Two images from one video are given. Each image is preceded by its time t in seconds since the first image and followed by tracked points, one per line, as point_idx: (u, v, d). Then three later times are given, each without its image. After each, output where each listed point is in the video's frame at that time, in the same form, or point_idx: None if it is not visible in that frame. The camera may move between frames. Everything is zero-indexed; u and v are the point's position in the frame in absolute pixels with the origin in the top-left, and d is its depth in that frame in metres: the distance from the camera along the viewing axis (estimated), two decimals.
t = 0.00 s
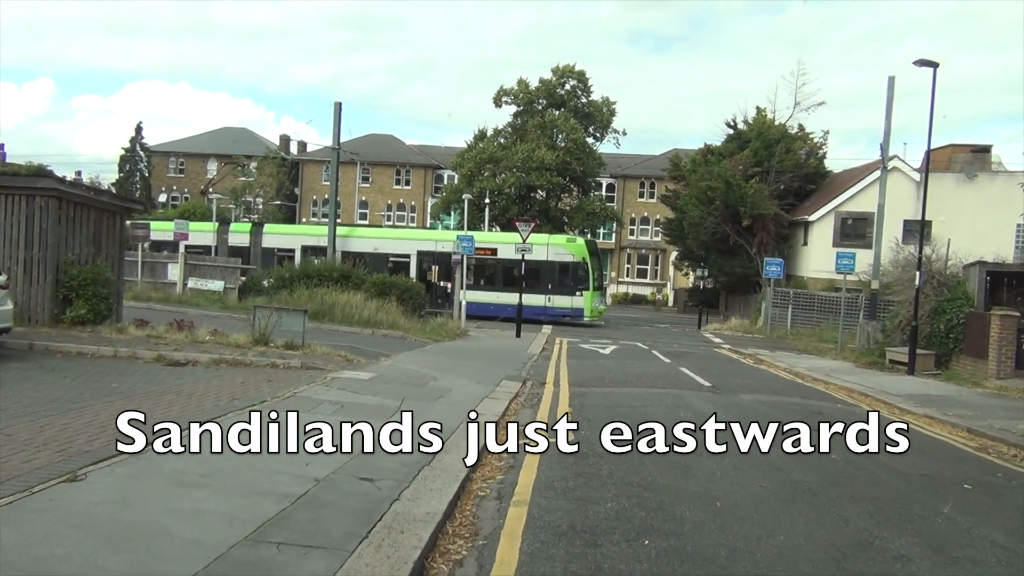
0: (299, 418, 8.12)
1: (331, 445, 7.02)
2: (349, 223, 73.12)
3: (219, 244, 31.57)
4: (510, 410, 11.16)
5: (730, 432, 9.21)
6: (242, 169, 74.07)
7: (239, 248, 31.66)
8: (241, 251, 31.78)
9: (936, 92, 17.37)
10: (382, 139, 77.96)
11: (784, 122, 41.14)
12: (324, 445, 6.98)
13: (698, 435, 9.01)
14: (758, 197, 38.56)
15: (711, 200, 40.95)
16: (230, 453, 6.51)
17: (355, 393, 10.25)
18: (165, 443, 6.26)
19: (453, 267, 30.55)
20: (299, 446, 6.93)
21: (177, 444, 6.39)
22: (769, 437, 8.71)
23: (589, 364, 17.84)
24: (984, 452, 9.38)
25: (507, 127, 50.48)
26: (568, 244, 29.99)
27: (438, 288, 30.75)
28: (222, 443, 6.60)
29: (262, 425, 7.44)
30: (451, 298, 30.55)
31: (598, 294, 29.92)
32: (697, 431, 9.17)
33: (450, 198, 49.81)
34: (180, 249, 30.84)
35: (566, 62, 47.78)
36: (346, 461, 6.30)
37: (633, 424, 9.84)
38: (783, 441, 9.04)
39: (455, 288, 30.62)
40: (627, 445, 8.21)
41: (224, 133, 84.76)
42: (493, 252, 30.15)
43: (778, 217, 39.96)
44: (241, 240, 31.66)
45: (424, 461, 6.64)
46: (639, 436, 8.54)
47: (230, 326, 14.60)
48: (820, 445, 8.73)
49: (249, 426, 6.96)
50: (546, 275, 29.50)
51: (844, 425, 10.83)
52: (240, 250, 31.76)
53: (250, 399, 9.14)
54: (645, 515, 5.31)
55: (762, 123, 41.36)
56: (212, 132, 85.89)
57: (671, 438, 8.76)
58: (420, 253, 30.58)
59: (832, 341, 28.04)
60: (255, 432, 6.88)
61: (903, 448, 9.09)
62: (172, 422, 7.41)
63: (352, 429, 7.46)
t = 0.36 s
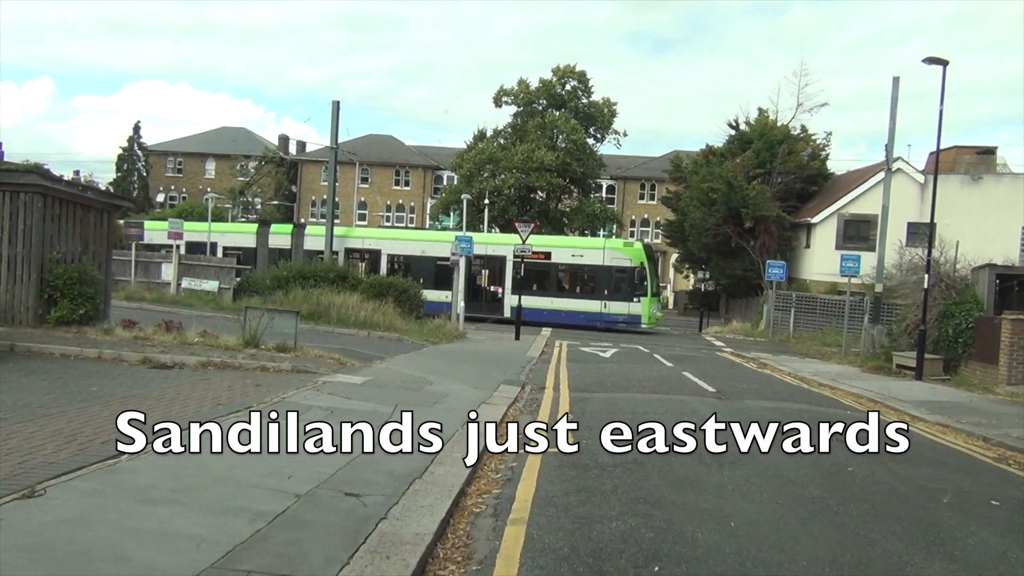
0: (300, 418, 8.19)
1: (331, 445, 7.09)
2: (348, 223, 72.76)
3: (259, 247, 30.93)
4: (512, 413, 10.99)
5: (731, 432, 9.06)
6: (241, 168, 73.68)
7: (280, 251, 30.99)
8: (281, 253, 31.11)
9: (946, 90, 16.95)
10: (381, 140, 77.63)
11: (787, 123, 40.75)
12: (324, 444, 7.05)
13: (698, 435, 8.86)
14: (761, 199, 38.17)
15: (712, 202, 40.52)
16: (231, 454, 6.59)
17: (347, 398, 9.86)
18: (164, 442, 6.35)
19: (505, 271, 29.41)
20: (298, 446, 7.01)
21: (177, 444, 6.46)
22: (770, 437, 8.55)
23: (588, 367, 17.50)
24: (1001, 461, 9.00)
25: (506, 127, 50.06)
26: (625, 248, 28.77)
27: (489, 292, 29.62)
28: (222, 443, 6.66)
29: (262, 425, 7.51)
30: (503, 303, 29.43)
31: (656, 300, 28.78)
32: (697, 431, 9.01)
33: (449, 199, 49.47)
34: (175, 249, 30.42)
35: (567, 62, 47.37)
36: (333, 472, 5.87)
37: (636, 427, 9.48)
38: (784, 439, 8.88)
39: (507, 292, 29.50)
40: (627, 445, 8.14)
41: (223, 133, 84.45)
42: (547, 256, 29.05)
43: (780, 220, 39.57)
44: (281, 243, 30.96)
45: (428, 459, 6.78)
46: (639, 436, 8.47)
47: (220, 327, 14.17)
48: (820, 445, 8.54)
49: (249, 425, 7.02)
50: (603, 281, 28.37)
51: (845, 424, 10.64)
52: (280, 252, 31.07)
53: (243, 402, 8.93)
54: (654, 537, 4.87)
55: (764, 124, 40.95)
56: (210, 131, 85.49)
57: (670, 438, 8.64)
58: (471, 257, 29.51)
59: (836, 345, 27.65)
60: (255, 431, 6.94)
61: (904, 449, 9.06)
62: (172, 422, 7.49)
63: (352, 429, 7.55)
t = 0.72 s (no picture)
0: (300, 418, 8.19)
1: (331, 445, 7.05)
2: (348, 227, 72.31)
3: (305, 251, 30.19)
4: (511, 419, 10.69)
5: (730, 432, 9.30)
6: (240, 171, 73.16)
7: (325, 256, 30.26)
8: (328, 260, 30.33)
9: (959, 93, 16.54)
10: (382, 143, 77.22)
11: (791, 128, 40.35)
12: (324, 444, 7.01)
13: (698, 435, 9.08)
14: (764, 204, 37.92)
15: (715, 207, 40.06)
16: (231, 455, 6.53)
17: (340, 407, 9.32)
18: (165, 442, 6.30)
19: (564, 279, 27.72)
20: (299, 446, 6.99)
21: (177, 444, 6.42)
22: (768, 438, 8.78)
23: (590, 375, 17.01)
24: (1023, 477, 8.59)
25: (508, 130, 49.60)
26: (691, 256, 27.09)
27: (546, 300, 27.98)
28: (222, 443, 6.60)
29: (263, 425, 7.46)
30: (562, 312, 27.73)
31: (724, 311, 26.96)
32: (697, 431, 9.19)
33: (450, 202, 49.03)
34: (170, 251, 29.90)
35: (570, 65, 46.92)
36: (314, 492, 5.33)
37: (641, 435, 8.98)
38: (782, 441, 9.12)
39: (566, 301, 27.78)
40: (627, 444, 8.33)
41: (223, 136, 84.03)
42: (608, 264, 27.36)
43: (784, 226, 39.10)
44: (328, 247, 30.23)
45: (423, 470, 6.48)
46: (639, 436, 8.61)
47: (209, 330, 13.69)
48: (820, 444, 8.83)
49: (249, 425, 6.98)
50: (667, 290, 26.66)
51: (852, 430, 10.58)
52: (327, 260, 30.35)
53: (231, 408, 8.62)
54: (664, 565, 4.45)
55: (768, 129, 40.51)
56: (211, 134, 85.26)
57: (671, 438, 8.82)
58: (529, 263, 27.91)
59: (843, 352, 27.18)
60: (256, 431, 6.89)
61: (902, 449, 9.65)
62: (172, 422, 7.51)
63: (352, 427, 7.56)
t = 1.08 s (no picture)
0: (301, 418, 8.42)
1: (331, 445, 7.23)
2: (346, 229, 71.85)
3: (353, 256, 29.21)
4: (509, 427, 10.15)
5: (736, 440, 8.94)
6: (237, 173, 72.61)
7: (373, 261, 29.30)
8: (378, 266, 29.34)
9: (969, 89, 16.10)
10: (380, 145, 76.78)
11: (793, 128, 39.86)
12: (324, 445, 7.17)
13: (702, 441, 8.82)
14: (766, 205, 37.53)
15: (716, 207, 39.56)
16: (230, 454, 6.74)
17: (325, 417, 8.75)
18: (164, 441, 6.54)
19: (627, 286, 26.53)
20: (299, 445, 7.15)
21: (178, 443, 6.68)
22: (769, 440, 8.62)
23: (590, 380, 16.51)
24: None
25: (506, 131, 49.09)
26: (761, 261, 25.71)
27: (607, 307, 26.81)
28: (222, 442, 6.84)
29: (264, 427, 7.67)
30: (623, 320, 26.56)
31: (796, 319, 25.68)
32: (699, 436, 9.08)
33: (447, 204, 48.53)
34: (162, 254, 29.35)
35: (568, 65, 46.40)
36: (283, 522, 4.78)
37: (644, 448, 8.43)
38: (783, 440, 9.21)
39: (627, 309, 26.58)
40: (627, 444, 8.44)
41: (220, 138, 83.56)
42: (672, 269, 26.09)
43: (786, 227, 38.57)
44: (378, 253, 29.40)
45: (410, 491, 5.95)
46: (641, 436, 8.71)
47: (194, 336, 13.14)
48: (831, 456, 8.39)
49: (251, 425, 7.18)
50: (735, 298, 25.30)
51: (865, 439, 10.12)
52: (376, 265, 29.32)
53: (211, 417, 8.17)
54: None
55: (769, 128, 40.01)
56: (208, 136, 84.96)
57: (671, 437, 8.88)
58: (588, 269, 26.66)
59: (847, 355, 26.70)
60: (257, 431, 7.10)
61: (903, 448, 9.57)
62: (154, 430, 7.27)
63: (353, 427, 7.71)
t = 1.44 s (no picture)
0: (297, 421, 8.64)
1: (325, 449, 7.30)
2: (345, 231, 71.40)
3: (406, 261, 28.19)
4: (508, 436, 9.57)
5: (743, 452, 8.53)
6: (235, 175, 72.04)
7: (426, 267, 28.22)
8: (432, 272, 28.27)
9: (983, 85, 15.58)
10: (379, 146, 76.32)
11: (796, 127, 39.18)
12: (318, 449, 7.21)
13: (707, 452, 8.44)
14: (769, 206, 37.00)
15: (719, 208, 39.10)
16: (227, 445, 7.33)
17: (310, 426, 8.18)
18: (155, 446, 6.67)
19: (695, 292, 25.74)
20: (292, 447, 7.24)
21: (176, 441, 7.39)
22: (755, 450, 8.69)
23: (591, 385, 15.98)
24: None
25: (505, 131, 48.61)
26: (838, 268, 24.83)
27: (674, 315, 26.02)
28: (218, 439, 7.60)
29: (259, 429, 7.89)
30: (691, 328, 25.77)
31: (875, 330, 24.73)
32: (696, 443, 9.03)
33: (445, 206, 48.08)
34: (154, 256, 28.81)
35: (568, 65, 45.89)
36: (246, 555, 4.29)
37: (652, 461, 7.87)
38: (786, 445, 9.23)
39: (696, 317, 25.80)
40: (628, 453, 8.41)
41: (218, 140, 83.09)
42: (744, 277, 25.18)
43: (790, 228, 38.06)
44: (432, 258, 28.38)
45: (396, 510, 5.48)
46: (638, 445, 8.87)
47: (178, 341, 12.61)
48: (843, 465, 8.04)
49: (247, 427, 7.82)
50: (811, 306, 24.35)
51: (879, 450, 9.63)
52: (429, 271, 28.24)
53: (189, 427, 7.67)
54: None
55: (772, 128, 39.52)
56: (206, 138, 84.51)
57: (671, 444, 8.99)
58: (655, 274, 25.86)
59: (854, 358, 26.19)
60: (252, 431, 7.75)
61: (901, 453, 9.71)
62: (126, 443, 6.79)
63: (349, 434, 7.88)
